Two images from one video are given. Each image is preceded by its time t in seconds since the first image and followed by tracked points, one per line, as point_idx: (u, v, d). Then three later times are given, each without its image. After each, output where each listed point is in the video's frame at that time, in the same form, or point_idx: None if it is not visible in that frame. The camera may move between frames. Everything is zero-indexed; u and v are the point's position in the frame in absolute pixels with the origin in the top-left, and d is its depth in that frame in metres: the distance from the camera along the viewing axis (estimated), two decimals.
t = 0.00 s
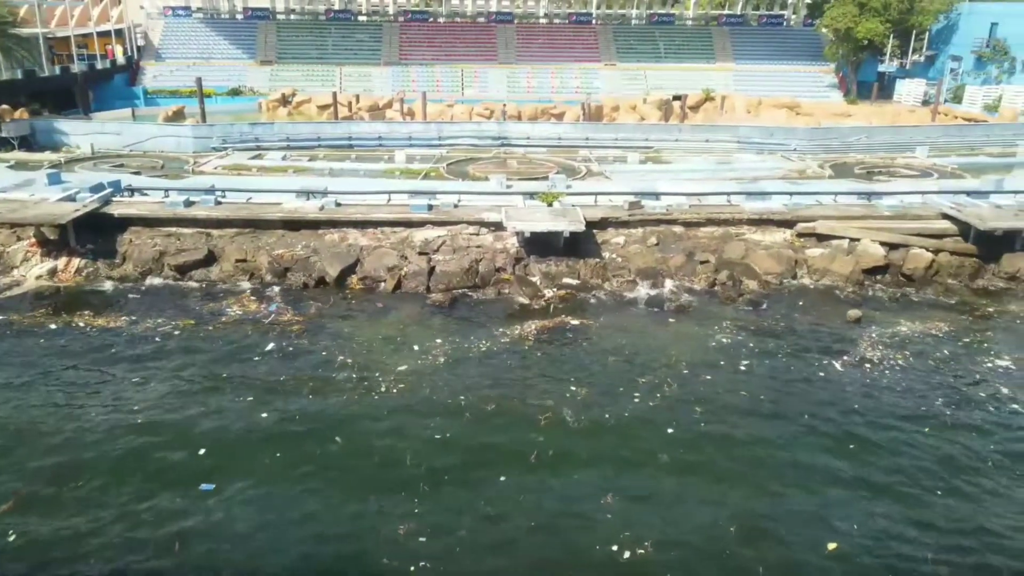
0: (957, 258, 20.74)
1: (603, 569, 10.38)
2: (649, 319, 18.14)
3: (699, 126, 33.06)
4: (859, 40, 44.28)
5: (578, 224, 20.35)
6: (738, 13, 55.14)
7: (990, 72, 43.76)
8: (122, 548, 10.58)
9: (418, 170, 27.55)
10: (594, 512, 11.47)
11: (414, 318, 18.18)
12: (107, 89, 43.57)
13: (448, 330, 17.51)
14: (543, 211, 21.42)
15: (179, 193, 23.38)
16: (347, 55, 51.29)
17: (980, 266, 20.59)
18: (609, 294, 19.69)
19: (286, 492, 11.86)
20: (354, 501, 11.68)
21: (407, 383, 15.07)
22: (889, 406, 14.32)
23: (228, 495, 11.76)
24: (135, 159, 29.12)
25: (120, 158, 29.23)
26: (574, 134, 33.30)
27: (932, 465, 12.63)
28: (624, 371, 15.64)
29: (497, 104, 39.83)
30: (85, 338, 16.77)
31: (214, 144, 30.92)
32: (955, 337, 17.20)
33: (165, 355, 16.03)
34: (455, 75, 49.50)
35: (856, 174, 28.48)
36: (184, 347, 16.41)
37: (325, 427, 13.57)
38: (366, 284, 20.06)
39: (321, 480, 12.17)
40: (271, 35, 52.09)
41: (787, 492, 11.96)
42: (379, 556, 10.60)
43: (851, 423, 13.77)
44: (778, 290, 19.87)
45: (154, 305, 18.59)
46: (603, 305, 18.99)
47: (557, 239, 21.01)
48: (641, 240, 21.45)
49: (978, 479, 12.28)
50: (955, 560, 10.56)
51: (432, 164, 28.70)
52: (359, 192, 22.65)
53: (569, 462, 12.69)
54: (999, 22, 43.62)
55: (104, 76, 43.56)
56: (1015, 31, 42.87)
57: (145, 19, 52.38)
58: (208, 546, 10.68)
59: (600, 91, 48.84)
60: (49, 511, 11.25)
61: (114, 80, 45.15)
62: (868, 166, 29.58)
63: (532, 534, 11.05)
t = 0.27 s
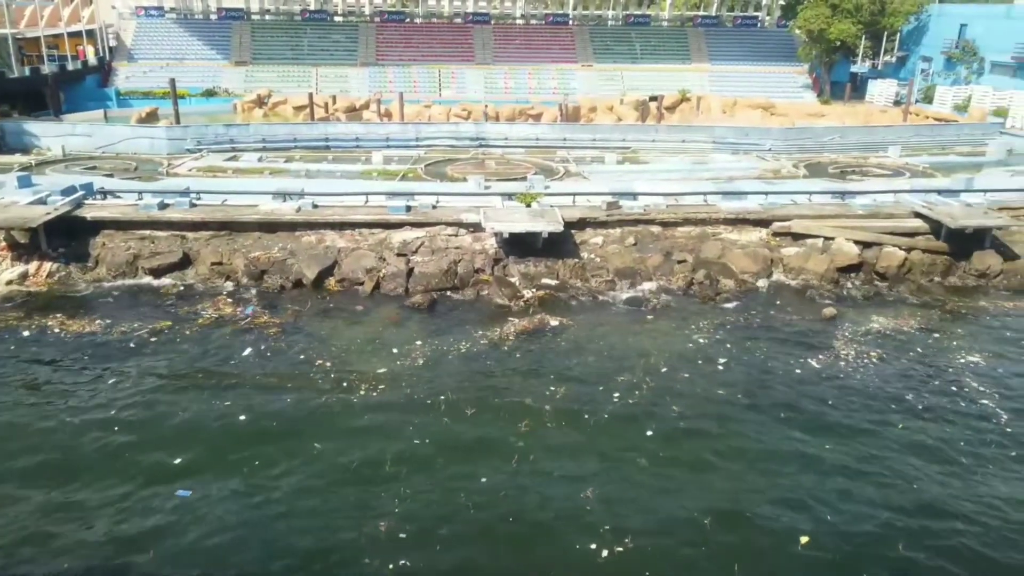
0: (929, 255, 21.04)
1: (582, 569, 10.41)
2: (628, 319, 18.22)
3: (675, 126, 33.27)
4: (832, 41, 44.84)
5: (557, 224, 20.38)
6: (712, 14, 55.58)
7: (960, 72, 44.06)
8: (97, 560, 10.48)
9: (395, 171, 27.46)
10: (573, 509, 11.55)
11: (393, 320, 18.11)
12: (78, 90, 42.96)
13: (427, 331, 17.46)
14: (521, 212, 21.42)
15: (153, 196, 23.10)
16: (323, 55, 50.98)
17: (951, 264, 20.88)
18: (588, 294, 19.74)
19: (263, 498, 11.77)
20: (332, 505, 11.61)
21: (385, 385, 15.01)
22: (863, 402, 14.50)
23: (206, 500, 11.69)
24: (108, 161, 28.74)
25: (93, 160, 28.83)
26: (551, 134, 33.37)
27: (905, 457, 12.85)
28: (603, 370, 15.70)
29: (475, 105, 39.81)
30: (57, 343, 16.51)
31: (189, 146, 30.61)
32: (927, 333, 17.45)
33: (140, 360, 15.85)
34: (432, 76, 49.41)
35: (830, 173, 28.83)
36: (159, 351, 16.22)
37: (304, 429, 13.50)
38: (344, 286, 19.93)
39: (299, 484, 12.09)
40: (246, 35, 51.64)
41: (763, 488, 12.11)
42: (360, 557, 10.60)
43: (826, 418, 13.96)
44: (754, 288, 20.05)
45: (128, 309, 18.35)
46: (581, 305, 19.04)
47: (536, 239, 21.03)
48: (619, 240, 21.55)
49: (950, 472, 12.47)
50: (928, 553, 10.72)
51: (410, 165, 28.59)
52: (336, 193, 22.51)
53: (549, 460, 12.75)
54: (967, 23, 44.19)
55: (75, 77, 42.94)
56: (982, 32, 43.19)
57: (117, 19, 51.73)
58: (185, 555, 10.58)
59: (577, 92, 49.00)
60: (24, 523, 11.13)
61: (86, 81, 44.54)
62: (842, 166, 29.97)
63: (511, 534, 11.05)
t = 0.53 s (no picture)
0: (908, 253, 21.26)
1: (566, 570, 10.41)
2: (612, 318, 18.26)
3: (657, 126, 33.41)
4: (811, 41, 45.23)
5: (540, 224, 20.39)
6: (693, 14, 55.87)
7: (937, 72, 44.55)
8: (76, 565, 10.37)
9: (378, 172, 27.37)
10: (558, 507, 11.58)
11: (377, 320, 18.04)
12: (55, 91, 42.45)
13: (412, 332, 17.42)
14: (504, 212, 21.42)
15: (132, 197, 22.87)
16: (304, 56, 50.71)
17: (930, 261, 21.13)
18: (572, 293, 19.78)
19: (246, 501, 11.69)
20: (315, 507, 11.54)
21: (369, 386, 14.95)
22: (845, 399, 14.62)
23: (188, 503, 11.61)
24: (86, 162, 28.41)
25: (71, 161, 28.50)
26: (534, 134, 33.40)
27: (885, 452, 12.99)
28: (587, 369, 15.74)
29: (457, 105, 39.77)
30: (36, 346, 16.32)
31: (168, 147, 30.33)
32: (907, 330, 17.63)
33: (120, 363, 15.70)
34: (414, 76, 49.32)
35: (810, 172, 29.08)
36: (140, 354, 16.07)
37: (287, 431, 13.44)
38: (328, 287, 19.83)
39: (281, 486, 12.02)
40: (226, 35, 51.26)
41: (746, 483, 12.20)
42: (345, 558, 10.58)
43: (808, 415, 14.08)
44: (737, 287, 20.18)
45: (108, 312, 18.16)
46: (565, 305, 19.07)
47: (519, 239, 21.03)
48: (602, 240, 21.61)
49: (930, 468, 12.60)
50: (909, 549, 10.82)
51: (393, 166, 28.49)
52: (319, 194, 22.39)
53: (533, 458, 12.77)
54: (943, 23, 44.63)
55: (52, 77, 42.42)
56: (958, 32, 43.63)
57: (95, 19, 51.17)
58: (166, 559, 10.49)
59: (560, 92, 49.08)
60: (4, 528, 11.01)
61: (63, 82, 44.02)
62: (822, 165, 30.24)
63: (495, 535, 11.03)
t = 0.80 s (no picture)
0: (897, 252, 21.39)
1: (558, 571, 10.37)
2: (603, 318, 18.28)
3: (647, 126, 33.47)
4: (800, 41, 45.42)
5: (531, 224, 20.39)
6: (683, 14, 56.04)
7: (924, 71, 44.89)
8: (65, 568, 10.31)
9: (369, 172, 27.32)
10: (549, 506, 11.61)
11: (368, 321, 18.00)
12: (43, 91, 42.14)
13: (403, 332, 17.39)
14: (495, 212, 21.40)
15: (121, 198, 22.73)
16: (293, 55, 50.54)
17: (918, 260, 21.26)
18: (563, 293, 19.79)
19: (237, 502, 11.63)
20: (306, 509, 11.49)
21: (360, 386, 14.91)
22: (835, 397, 14.68)
23: (179, 504, 11.57)
24: (74, 163, 28.22)
25: (58, 162, 28.30)
26: (525, 134, 33.40)
27: (875, 450, 13.07)
28: (578, 369, 15.75)
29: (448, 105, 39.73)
30: (24, 348, 16.21)
31: (157, 147, 30.16)
32: (895, 328, 17.73)
33: (110, 364, 15.61)
34: (405, 75, 49.25)
35: (800, 172, 29.19)
36: (130, 355, 15.99)
37: (279, 432, 13.40)
38: (318, 288, 19.77)
39: (272, 488, 11.97)
40: (215, 34, 51.04)
41: (736, 481, 12.25)
42: (336, 559, 10.56)
43: (798, 413, 14.14)
44: (727, 285, 20.24)
45: (97, 313, 18.04)
46: (556, 305, 19.08)
47: (510, 239, 21.02)
48: (593, 240, 21.64)
49: (919, 465, 12.65)
50: (899, 547, 10.85)
51: (383, 166, 28.43)
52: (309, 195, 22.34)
53: (525, 457, 12.79)
54: (930, 23, 45.07)
55: (39, 78, 42.10)
56: (944, 31, 44.03)
57: (82, 19, 50.83)
58: (156, 561, 10.44)
59: (550, 92, 49.11)
60: None
61: (50, 82, 43.69)
62: (811, 164, 30.37)
63: (485, 536, 11.00)
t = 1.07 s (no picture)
0: (888, 250, 21.47)
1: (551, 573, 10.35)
2: (596, 317, 18.29)
3: (640, 125, 33.51)
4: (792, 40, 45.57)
5: (524, 224, 20.39)
6: (675, 14, 56.15)
7: (914, 70, 45.13)
8: (57, 571, 10.26)
9: (361, 172, 27.27)
10: (543, 506, 11.60)
11: (361, 321, 17.95)
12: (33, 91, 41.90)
13: (396, 333, 17.36)
14: (488, 211, 21.39)
15: (112, 199, 22.63)
16: (285, 56, 50.42)
17: (910, 258, 21.34)
18: (556, 293, 19.79)
19: (229, 504, 11.60)
20: (299, 511, 11.44)
21: (352, 388, 14.87)
22: (827, 396, 14.71)
23: (172, 506, 11.53)
24: (64, 164, 28.08)
25: (48, 163, 28.15)
26: (518, 134, 33.40)
27: (868, 448, 13.10)
28: (572, 369, 15.76)
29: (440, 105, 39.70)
30: (15, 351, 16.13)
31: (148, 147, 30.04)
32: (886, 326, 17.79)
33: (102, 366, 15.54)
34: (397, 75, 49.19)
35: (792, 171, 29.26)
36: (122, 357, 15.92)
37: (272, 434, 13.37)
38: (311, 289, 19.70)
39: (265, 490, 11.92)
40: (206, 34, 50.86)
41: (730, 480, 12.26)
42: (329, 560, 10.52)
43: (791, 412, 14.18)
44: (720, 285, 20.28)
45: (89, 315, 17.95)
46: (550, 305, 19.09)
47: (503, 239, 21.00)
48: (586, 239, 21.65)
49: (911, 464, 12.69)
50: (891, 545, 10.87)
51: (376, 166, 28.37)
52: (301, 195, 22.28)
53: (518, 458, 12.78)
54: (921, 23, 45.31)
55: (29, 78, 41.87)
56: (935, 31, 44.26)
57: (72, 19, 50.58)
58: (148, 564, 10.40)
59: (543, 91, 49.13)
60: None
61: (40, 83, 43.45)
62: (803, 163, 30.47)
63: (478, 538, 10.97)
